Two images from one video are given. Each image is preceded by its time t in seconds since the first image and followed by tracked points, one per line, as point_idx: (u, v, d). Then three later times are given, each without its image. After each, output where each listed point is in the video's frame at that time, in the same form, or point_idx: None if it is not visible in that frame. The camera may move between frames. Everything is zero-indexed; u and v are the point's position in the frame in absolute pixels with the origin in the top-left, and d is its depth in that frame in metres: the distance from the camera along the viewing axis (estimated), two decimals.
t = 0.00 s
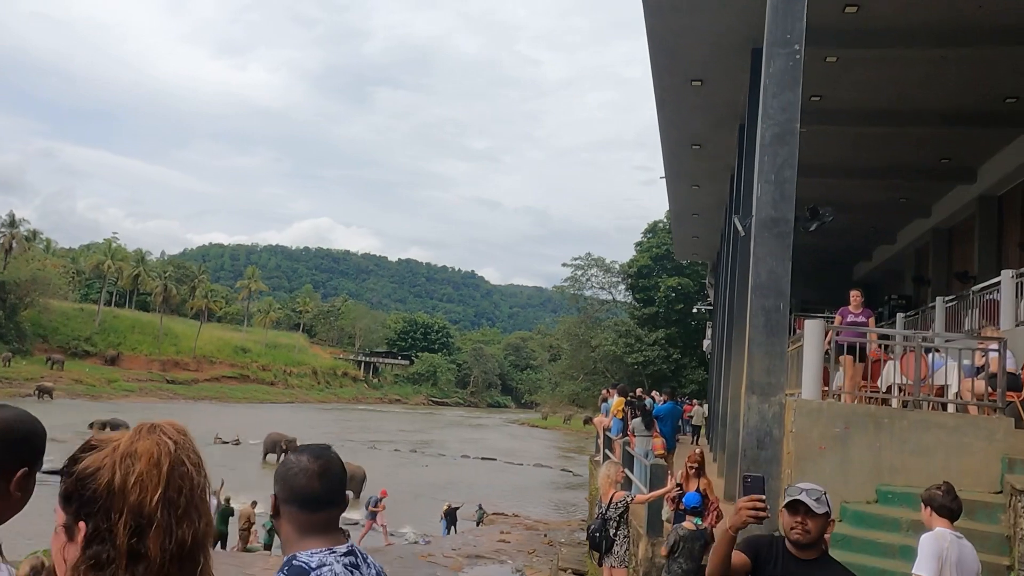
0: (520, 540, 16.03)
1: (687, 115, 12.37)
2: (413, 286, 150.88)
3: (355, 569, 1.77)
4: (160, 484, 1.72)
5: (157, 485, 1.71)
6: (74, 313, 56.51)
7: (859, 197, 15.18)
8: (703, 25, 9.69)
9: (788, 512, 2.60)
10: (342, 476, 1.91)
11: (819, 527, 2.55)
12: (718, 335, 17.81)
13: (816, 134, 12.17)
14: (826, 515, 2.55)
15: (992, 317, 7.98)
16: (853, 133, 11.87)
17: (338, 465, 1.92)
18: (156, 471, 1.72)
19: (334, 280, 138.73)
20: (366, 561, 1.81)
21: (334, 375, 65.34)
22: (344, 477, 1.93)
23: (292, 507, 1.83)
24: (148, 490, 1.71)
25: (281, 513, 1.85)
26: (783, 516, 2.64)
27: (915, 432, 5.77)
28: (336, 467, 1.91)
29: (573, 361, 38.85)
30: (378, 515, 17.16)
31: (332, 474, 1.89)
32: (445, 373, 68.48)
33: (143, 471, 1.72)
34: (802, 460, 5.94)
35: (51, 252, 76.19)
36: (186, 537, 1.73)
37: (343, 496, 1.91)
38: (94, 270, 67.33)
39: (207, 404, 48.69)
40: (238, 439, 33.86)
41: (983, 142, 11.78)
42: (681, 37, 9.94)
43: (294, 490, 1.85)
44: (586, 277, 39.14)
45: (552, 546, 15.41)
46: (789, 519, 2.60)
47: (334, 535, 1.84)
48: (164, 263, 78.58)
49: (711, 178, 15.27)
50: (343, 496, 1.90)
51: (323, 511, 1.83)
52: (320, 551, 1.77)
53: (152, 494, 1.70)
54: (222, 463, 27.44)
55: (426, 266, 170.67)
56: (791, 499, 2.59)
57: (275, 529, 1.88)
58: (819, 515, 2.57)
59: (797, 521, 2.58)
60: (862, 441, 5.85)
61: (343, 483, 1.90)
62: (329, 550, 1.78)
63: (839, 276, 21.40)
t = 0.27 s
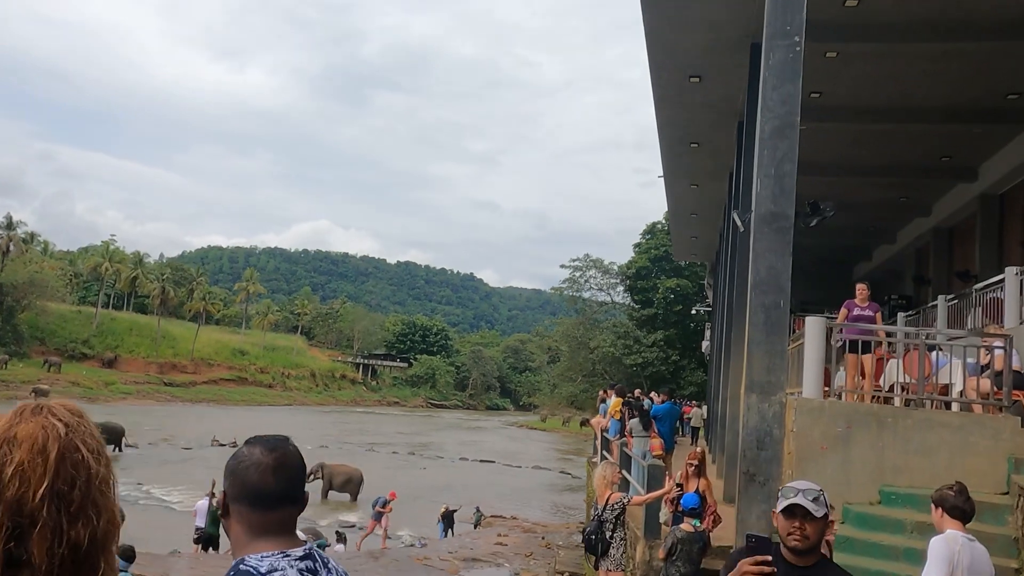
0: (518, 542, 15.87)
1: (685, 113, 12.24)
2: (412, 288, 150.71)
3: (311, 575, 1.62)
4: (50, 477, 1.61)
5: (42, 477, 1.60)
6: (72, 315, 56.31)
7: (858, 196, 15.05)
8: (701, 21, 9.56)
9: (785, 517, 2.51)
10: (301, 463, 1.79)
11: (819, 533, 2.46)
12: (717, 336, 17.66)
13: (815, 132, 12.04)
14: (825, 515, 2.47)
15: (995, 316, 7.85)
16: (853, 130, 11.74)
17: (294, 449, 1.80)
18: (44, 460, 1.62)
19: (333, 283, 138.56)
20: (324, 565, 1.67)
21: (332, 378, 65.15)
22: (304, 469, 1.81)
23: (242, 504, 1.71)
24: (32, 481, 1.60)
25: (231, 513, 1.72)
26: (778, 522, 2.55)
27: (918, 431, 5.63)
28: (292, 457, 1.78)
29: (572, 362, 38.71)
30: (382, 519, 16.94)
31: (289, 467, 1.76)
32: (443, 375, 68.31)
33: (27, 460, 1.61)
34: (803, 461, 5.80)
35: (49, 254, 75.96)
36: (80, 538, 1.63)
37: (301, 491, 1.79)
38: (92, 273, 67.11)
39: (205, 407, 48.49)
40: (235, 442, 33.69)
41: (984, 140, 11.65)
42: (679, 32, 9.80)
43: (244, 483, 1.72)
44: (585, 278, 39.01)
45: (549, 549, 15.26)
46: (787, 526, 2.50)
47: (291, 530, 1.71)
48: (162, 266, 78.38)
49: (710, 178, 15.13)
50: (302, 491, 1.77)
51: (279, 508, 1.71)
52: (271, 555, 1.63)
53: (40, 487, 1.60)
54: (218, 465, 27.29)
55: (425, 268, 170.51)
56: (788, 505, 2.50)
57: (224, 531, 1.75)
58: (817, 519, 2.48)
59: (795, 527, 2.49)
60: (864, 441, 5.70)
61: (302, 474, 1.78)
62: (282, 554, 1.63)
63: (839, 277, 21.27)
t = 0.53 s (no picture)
0: (518, 548, 15.70)
1: (688, 114, 12.09)
2: (415, 292, 150.64)
3: None
4: None
5: None
6: (74, 317, 56.18)
7: (863, 198, 14.88)
8: (704, 19, 9.41)
9: (780, 530, 2.35)
10: (254, 476, 1.65)
11: (814, 547, 2.31)
12: (719, 339, 17.49)
13: (820, 132, 11.88)
14: (820, 531, 2.33)
15: (1004, 318, 7.68)
16: (858, 131, 11.59)
17: (251, 460, 1.68)
18: None
19: (336, 286, 138.50)
20: None
21: (334, 381, 64.99)
22: (261, 480, 1.68)
23: (188, 516, 1.58)
24: None
25: (175, 528, 1.59)
26: (768, 537, 2.38)
27: (928, 436, 5.47)
28: (245, 466, 1.64)
29: (574, 366, 38.55)
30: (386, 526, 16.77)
31: (240, 477, 1.63)
32: (445, 379, 68.15)
33: None
34: (809, 466, 5.64)
35: (52, 257, 75.94)
36: None
37: (255, 504, 1.65)
38: (94, 275, 67.05)
39: (206, 410, 48.35)
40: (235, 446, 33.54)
41: (991, 141, 11.49)
42: (682, 30, 9.65)
43: (187, 494, 1.59)
44: (587, 281, 38.85)
45: (550, 555, 15.09)
46: (779, 539, 2.34)
47: (239, 551, 1.57)
48: (164, 269, 78.31)
49: (713, 179, 14.97)
50: (255, 504, 1.63)
51: (227, 521, 1.58)
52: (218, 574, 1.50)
53: None
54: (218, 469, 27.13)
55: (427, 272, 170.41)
56: (782, 518, 2.35)
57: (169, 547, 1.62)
58: (811, 533, 2.35)
59: (789, 540, 2.33)
60: (872, 445, 5.54)
61: (256, 486, 1.64)
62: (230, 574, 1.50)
63: (843, 280, 21.10)
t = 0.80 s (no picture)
0: (520, 552, 15.54)
1: (691, 113, 11.95)
2: (419, 296, 150.56)
3: None
4: None
5: None
6: (78, 320, 56.13)
7: (868, 199, 14.73)
8: (707, 16, 9.28)
9: (768, 537, 2.22)
10: (190, 469, 1.49)
11: (802, 553, 2.20)
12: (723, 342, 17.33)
13: (825, 132, 11.74)
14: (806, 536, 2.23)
15: (1014, 318, 7.52)
16: (863, 130, 11.45)
17: (187, 450, 1.52)
18: None
19: (340, 290, 138.50)
20: None
21: (338, 385, 64.87)
22: (202, 474, 1.54)
23: (116, 515, 1.46)
24: None
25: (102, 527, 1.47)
26: (750, 543, 2.26)
27: (938, 438, 5.33)
28: (180, 458, 1.49)
29: (577, 369, 38.37)
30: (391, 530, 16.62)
31: (177, 467, 1.49)
32: (448, 383, 67.99)
33: None
34: (815, 469, 5.50)
35: (57, 260, 76.01)
36: None
37: (196, 501, 1.51)
38: (99, 279, 67.07)
39: (210, 413, 48.26)
40: (238, 449, 33.42)
41: (999, 141, 11.34)
42: (686, 28, 9.52)
43: (114, 488, 1.46)
44: (590, 284, 38.68)
45: (552, 559, 14.93)
46: (766, 546, 2.21)
47: (172, 548, 1.45)
48: (168, 272, 78.32)
49: (717, 180, 14.82)
50: (194, 500, 1.49)
51: (157, 519, 1.44)
52: None
53: None
54: (220, 472, 27.01)
55: (431, 275, 170.35)
56: (768, 523, 2.22)
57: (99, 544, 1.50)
58: (798, 538, 2.23)
59: (776, 547, 2.21)
60: (880, 447, 5.40)
61: (194, 483, 1.49)
62: None
63: (848, 283, 20.92)
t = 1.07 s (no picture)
0: (519, 557, 15.38)
1: (692, 113, 11.81)
2: (421, 299, 150.47)
3: None
4: None
5: None
6: (79, 323, 55.99)
7: (870, 201, 14.60)
8: (707, 14, 9.15)
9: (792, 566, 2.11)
10: (107, 475, 1.37)
11: None
12: (724, 346, 17.21)
13: (827, 133, 11.62)
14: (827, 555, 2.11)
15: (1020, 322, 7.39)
16: (865, 131, 11.32)
17: (102, 456, 1.38)
18: None
19: (342, 293, 138.49)
20: None
21: (339, 388, 64.73)
22: (124, 481, 1.42)
23: (19, 531, 1.34)
24: None
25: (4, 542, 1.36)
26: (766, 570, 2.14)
27: (945, 442, 5.19)
28: (92, 465, 1.36)
29: (578, 373, 38.22)
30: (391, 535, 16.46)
31: (89, 477, 1.35)
32: (450, 386, 67.87)
33: None
34: (817, 474, 5.35)
35: (58, 263, 75.94)
36: None
37: (120, 515, 1.40)
38: (100, 281, 66.98)
39: (210, 416, 48.10)
40: (238, 452, 33.27)
41: (1004, 142, 11.20)
42: (686, 27, 9.39)
43: (15, 500, 1.33)
44: (591, 287, 38.53)
45: (552, 564, 14.78)
46: None
47: (81, 564, 1.33)
48: (170, 275, 78.24)
49: (718, 182, 14.68)
50: (114, 512, 1.37)
51: (67, 537, 1.33)
52: None
53: None
54: (219, 475, 26.87)
55: (433, 279, 170.24)
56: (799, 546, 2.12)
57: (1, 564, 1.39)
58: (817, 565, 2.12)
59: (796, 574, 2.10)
60: (884, 452, 5.25)
61: (113, 492, 1.37)
62: None
63: (850, 286, 20.80)
